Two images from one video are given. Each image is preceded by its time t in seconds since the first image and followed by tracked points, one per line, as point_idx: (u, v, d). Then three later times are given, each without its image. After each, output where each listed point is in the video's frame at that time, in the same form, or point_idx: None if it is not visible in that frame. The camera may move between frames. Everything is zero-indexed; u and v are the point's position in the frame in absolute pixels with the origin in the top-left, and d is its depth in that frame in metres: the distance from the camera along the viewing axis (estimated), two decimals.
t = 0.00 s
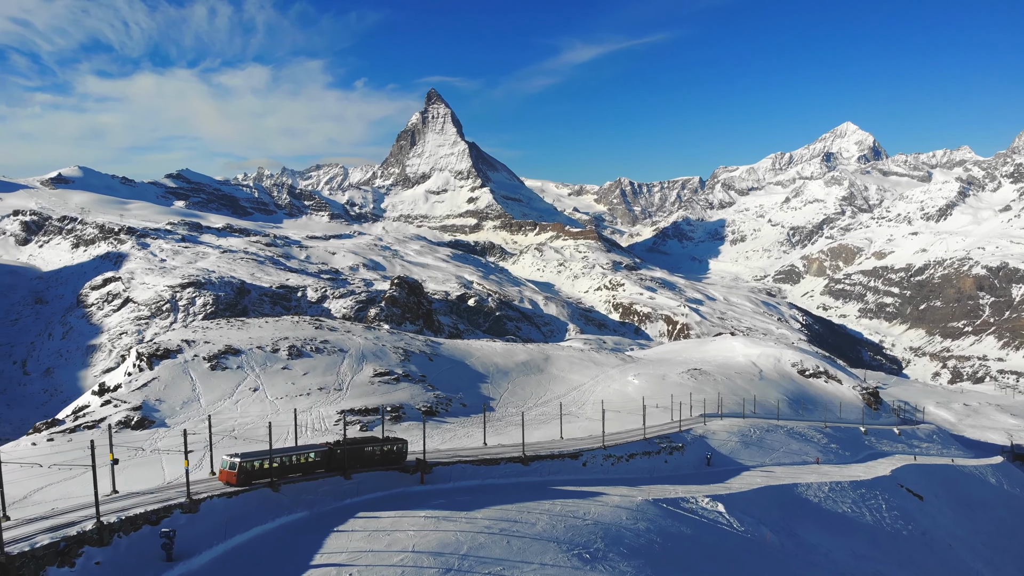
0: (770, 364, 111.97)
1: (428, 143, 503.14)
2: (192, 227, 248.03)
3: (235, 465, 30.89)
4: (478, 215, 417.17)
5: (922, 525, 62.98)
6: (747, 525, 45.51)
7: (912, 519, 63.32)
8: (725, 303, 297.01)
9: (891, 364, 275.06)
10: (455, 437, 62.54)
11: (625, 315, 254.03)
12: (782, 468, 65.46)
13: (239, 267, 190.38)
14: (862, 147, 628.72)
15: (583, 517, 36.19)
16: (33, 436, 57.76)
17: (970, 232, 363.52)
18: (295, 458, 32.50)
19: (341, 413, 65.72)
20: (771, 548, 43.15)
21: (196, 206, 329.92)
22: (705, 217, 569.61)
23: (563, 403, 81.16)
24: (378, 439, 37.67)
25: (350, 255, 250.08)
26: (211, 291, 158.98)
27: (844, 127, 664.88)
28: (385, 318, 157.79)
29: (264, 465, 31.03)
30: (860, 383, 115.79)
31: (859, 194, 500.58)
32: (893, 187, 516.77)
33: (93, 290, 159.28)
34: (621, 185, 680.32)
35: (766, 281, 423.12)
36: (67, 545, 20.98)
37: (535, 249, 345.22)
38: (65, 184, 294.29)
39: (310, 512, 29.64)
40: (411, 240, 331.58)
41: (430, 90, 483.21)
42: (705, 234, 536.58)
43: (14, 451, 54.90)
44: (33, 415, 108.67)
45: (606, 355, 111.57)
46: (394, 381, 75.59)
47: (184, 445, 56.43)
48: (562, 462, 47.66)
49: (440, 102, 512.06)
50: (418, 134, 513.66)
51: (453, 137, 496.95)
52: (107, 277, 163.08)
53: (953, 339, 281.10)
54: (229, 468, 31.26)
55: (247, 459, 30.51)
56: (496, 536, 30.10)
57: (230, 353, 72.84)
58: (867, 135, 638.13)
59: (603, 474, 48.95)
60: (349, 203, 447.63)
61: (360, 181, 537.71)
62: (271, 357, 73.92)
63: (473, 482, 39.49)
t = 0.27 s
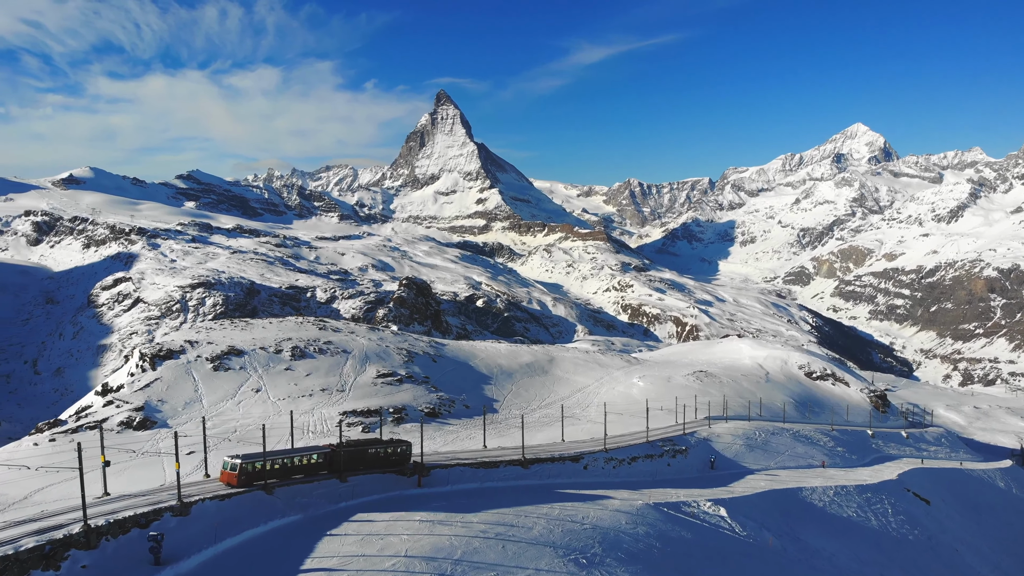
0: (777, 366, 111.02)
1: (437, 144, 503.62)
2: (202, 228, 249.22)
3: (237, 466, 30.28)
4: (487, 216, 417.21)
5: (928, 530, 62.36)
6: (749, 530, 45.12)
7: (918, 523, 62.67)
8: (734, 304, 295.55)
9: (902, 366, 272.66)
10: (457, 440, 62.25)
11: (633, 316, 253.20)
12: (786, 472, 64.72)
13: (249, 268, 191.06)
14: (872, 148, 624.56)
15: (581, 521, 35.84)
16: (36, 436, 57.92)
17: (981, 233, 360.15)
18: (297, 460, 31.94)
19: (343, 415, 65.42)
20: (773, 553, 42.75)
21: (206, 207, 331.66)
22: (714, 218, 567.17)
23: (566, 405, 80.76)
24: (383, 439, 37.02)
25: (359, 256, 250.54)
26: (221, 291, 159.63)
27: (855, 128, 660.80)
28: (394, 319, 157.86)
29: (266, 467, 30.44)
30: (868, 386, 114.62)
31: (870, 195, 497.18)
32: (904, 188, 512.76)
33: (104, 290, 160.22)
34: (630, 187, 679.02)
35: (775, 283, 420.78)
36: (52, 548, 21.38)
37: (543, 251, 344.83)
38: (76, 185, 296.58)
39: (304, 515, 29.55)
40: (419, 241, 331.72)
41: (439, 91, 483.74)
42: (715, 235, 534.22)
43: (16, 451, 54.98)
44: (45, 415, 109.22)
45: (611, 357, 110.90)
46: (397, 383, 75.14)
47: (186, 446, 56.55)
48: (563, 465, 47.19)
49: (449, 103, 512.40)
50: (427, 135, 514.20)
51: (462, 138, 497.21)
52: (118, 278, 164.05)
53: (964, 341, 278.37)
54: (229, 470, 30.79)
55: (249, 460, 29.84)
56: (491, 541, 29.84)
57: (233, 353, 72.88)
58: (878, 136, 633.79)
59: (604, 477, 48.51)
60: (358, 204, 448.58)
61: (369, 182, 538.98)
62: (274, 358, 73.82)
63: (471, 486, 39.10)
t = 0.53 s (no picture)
0: (783, 368, 110.15)
1: (445, 145, 503.98)
2: (211, 229, 250.24)
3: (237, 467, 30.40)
4: (494, 217, 417.33)
5: (933, 535, 61.75)
6: (750, 534, 44.80)
7: (924, 528, 62.11)
8: (743, 305, 294.17)
9: (912, 368, 270.61)
10: (459, 442, 61.97)
11: (641, 317, 252.54)
12: (790, 475, 64.11)
13: (258, 269, 191.66)
14: (882, 148, 620.87)
15: (579, 525, 35.52)
16: (38, 436, 58.14)
17: (992, 235, 357.27)
18: (298, 460, 31.86)
19: (344, 416, 65.25)
20: (775, 558, 42.40)
21: (215, 208, 333.26)
22: (723, 219, 564.89)
23: (569, 407, 80.36)
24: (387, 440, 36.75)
25: (367, 257, 250.99)
26: (230, 292, 160.18)
27: (864, 129, 657.15)
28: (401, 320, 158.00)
29: (266, 468, 30.51)
30: (875, 388, 113.62)
31: (879, 196, 494.22)
32: (913, 190, 509.41)
33: (114, 290, 161.07)
34: (638, 188, 677.72)
35: (784, 284, 418.74)
36: (41, 550, 21.51)
37: (551, 252, 344.58)
38: (86, 186, 298.74)
39: (298, 518, 29.56)
40: (427, 242, 332.12)
41: (447, 92, 484.15)
42: (723, 236, 532.15)
43: (19, 451, 55.17)
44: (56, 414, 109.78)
45: (615, 359, 110.39)
46: (400, 384, 74.84)
47: (187, 446, 56.60)
48: (563, 467, 46.80)
49: (457, 104, 512.72)
50: (435, 136, 514.61)
51: (470, 139, 497.40)
52: (128, 278, 164.87)
53: (974, 343, 276.02)
54: (230, 470, 30.88)
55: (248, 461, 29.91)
56: (487, 545, 29.57)
57: (236, 354, 72.90)
58: (888, 136, 629.94)
59: (605, 480, 48.13)
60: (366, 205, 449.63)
61: (377, 183, 540.07)
62: (276, 359, 73.78)
63: (469, 488, 38.83)
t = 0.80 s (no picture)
0: (781, 370, 109.79)
1: (446, 146, 503.63)
2: (213, 230, 250.21)
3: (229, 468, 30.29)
4: (495, 218, 417.29)
5: (930, 538, 61.46)
6: (743, 537, 44.55)
7: (919, 531, 61.86)
8: (744, 307, 293.65)
9: (913, 369, 270.17)
10: (454, 444, 61.72)
11: (642, 318, 252.23)
12: (786, 477, 63.75)
13: (259, 270, 191.58)
14: (884, 150, 620.47)
15: (569, 528, 35.21)
16: (29, 437, 58.16)
17: (993, 236, 356.80)
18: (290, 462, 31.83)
19: (338, 417, 64.98)
20: (766, 562, 42.10)
21: (217, 209, 333.52)
22: (724, 220, 564.26)
23: (565, 409, 80.07)
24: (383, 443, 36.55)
25: (368, 258, 250.97)
26: (230, 293, 160.13)
27: (866, 130, 656.68)
28: (401, 320, 157.84)
29: (258, 469, 30.46)
30: (873, 390, 113.25)
31: (880, 198, 493.73)
32: (915, 191, 508.93)
33: (115, 291, 161.11)
34: (639, 189, 677.46)
35: (785, 285, 418.42)
36: (15, 554, 21.58)
37: (552, 253, 344.37)
38: (88, 187, 299.11)
39: (283, 521, 29.58)
40: (428, 243, 332.04)
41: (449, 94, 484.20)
42: (724, 237, 531.73)
43: (10, 452, 55.13)
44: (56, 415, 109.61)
45: (613, 360, 110.08)
46: (395, 386, 74.52)
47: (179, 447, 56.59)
48: (555, 469, 46.55)
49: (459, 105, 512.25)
50: (436, 137, 514.33)
51: (471, 140, 497.08)
52: (129, 279, 164.89)
53: (975, 345, 275.52)
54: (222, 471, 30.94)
55: (241, 462, 29.79)
56: (473, 549, 29.32)
57: (230, 355, 72.69)
58: (889, 138, 629.56)
59: (597, 482, 47.91)
60: (368, 206, 449.53)
61: (379, 184, 540.09)
62: (270, 360, 73.52)
63: (458, 491, 38.55)
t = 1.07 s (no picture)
0: (777, 371, 109.47)
1: (446, 147, 503.19)
2: (212, 231, 249.99)
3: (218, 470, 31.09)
4: (495, 219, 417.02)
5: (925, 540, 61.25)
6: (735, 539, 44.29)
7: (914, 533, 61.62)
8: (744, 308, 293.33)
9: (913, 370, 270.01)
10: (446, 445, 61.48)
11: (642, 319, 251.88)
12: (781, 479, 63.43)
13: (258, 270, 191.38)
14: (883, 151, 620.44)
15: (557, 530, 34.89)
16: (20, 438, 58.02)
17: (993, 237, 356.54)
18: (282, 463, 32.96)
19: (331, 418, 64.79)
20: (758, 565, 41.86)
21: (216, 209, 333.32)
22: (724, 221, 564.03)
23: (559, 410, 79.79)
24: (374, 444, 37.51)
25: (368, 259, 250.67)
26: (230, 293, 159.90)
27: (866, 131, 656.90)
28: (401, 321, 157.55)
29: (247, 471, 31.26)
30: (870, 391, 112.96)
31: (880, 199, 493.59)
32: (914, 192, 509.11)
33: (114, 292, 160.92)
34: (639, 190, 677.43)
35: (785, 286, 418.32)
36: None
37: (552, 254, 344.01)
38: (88, 188, 298.98)
39: (266, 523, 29.39)
40: (428, 244, 331.68)
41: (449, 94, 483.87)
42: (724, 238, 531.50)
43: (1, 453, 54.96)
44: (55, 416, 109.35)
45: (609, 361, 109.71)
46: (388, 387, 74.24)
47: (170, 449, 56.37)
48: (546, 471, 46.26)
49: (458, 106, 511.90)
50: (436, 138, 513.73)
51: (471, 141, 496.73)
52: (128, 279, 164.68)
53: (975, 346, 275.35)
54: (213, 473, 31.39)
55: (230, 464, 30.70)
56: (458, 552, 29.06)
57: (222, 356, 72.41)
58: (889, 139, 629.71)
59: (589, 484, 47.59)
60: (368, 207, 449.11)
61: (378, 185, 539.74)
62: (263, 361, 73.20)
63: (446, 493, 38.32)
